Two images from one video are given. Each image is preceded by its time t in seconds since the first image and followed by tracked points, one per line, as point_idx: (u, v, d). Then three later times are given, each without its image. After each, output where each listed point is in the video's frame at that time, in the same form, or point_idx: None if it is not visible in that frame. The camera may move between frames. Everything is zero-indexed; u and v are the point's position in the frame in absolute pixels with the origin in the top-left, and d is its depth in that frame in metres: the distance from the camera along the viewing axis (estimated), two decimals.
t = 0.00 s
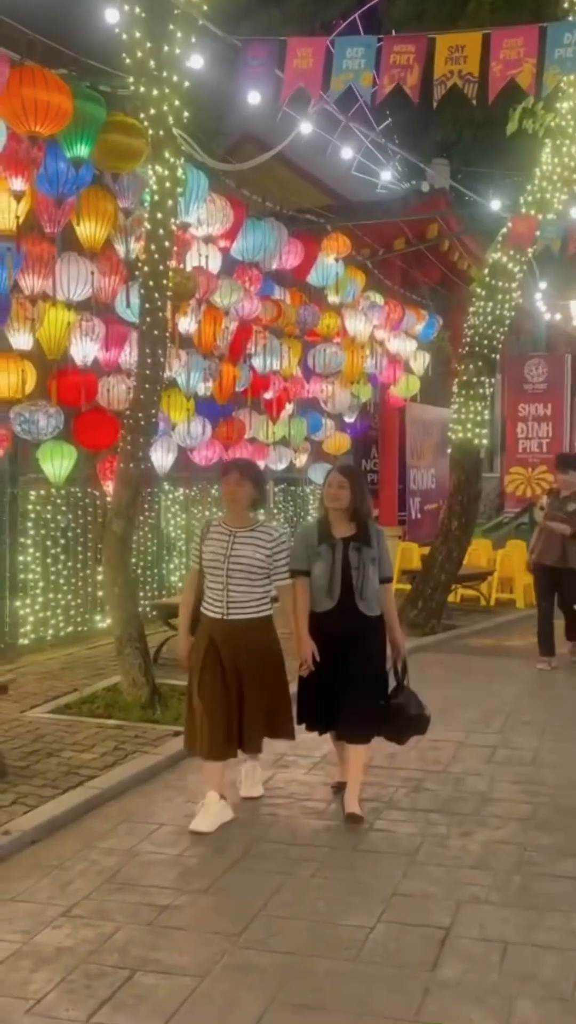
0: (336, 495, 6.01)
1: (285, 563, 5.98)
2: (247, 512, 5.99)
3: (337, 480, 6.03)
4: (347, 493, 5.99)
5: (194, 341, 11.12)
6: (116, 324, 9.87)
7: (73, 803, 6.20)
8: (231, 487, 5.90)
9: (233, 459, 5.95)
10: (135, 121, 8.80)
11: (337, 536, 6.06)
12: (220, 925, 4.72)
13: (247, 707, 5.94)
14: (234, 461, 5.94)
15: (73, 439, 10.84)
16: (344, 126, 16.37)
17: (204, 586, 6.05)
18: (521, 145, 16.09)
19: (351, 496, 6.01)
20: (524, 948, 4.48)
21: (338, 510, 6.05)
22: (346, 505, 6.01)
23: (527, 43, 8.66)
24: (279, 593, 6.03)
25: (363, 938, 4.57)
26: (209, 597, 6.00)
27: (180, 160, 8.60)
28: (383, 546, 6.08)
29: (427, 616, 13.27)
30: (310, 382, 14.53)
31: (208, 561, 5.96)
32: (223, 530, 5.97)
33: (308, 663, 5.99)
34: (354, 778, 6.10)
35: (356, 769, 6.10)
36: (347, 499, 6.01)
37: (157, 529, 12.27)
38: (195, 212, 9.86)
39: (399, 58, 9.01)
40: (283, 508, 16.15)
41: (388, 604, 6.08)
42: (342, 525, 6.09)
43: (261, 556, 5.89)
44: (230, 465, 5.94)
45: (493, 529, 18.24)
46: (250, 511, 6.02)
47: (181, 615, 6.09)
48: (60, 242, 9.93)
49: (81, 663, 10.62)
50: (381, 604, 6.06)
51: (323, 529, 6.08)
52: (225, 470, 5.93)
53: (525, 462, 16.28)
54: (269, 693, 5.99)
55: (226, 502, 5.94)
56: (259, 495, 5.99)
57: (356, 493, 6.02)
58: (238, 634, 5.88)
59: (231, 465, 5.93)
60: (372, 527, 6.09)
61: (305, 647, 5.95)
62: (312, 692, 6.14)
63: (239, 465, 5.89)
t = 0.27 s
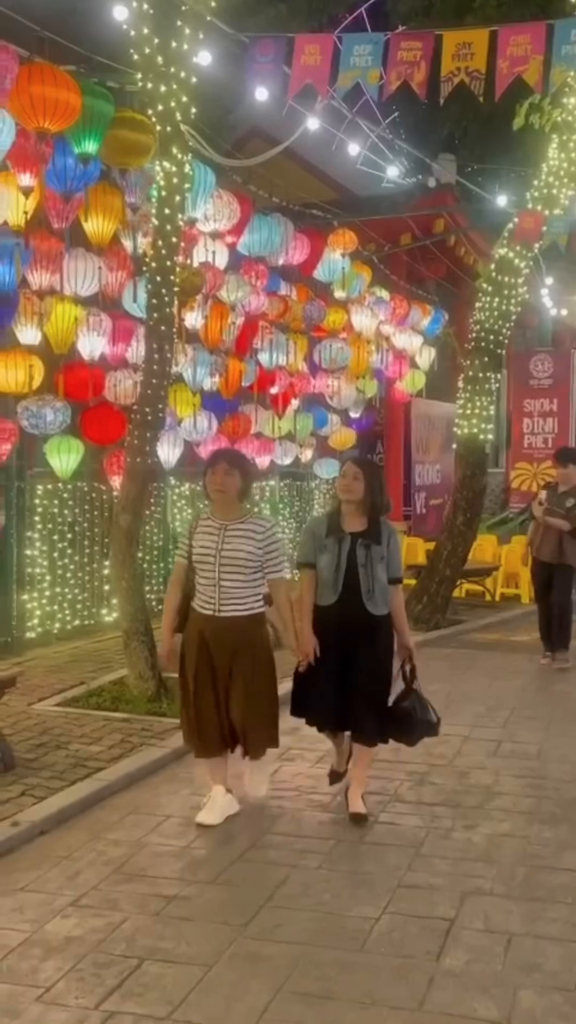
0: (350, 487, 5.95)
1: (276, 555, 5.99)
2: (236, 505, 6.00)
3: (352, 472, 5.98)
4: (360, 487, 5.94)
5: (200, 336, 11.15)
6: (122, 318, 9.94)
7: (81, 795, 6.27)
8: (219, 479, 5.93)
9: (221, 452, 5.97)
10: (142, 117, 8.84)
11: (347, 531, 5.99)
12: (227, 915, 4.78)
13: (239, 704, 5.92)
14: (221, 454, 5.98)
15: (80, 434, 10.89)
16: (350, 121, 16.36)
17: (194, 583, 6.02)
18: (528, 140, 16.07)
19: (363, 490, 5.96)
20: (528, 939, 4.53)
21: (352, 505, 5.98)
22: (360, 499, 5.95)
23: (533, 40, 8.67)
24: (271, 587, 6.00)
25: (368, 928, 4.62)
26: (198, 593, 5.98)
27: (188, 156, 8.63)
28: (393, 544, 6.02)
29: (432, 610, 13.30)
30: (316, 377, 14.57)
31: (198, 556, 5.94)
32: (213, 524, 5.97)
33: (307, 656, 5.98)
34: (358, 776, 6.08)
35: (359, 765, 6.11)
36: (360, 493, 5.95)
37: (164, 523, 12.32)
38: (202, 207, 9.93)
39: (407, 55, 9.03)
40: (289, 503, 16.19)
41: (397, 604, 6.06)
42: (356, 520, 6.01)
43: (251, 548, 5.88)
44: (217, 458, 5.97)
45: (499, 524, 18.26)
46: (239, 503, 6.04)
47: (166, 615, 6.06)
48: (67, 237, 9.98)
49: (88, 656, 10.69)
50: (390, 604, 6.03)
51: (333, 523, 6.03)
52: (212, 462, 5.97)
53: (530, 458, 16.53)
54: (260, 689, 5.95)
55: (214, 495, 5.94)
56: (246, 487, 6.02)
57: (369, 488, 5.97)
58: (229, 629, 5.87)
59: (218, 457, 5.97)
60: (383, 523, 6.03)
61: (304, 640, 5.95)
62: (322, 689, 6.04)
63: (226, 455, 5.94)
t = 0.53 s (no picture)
0: (355, 483, 5.95)
1: (276, 553, 5.94)
2: (236, 503, 5.95)
3: (358, 468, 5.97)
4: (365, 483, 5.93)
5: (208, 334, 11.21)
6: (130, 317, 9.94)
7: (89, 790, 6.31)
8: (218, 477, 5.89)
9: (221, 448, 5.92)
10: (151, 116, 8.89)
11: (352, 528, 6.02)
12: (234, 909, 4.82)
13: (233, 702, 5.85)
14: (221, 451, 5.93)
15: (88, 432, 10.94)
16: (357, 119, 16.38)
17: (194, 581, 6.01)
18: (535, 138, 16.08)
19: (368, 486, 5.96)
20: (533, 934, 4.56)
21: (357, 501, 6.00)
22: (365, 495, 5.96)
23: (540, 39, 8.67)
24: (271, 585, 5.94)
25: (374, 923, 4.66)
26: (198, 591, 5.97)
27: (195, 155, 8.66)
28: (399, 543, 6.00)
29: (438, 608, 13.34)
30: (323, 375, 14.74)
31: (198, 555, 5.93)
32: (212, 522, 5.94)
33: (313, 655, 5.93)
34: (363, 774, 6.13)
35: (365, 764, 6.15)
36: (365, 490, 5.95)
37: (171, 520, 12.38)
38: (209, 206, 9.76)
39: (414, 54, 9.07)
40: (295, 500, 16.23)
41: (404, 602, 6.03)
42: (362, 516, 6.07)
43: (250, 547, 5.84)
44: (217, 455, 5.92)
45: (505, 522, 18.29)
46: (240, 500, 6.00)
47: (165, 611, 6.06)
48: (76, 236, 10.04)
49: (95, 653, 10.73)
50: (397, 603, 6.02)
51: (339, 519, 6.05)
52: (212, 459, 5.92)
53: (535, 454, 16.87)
54: (255, 689, 5.87)
55: (214, 493, 5.91)
56: (246, 485, 5.97)
57: (375, 484, 5.98)
58: (226, 627, 5.83)
59: (217, 454, 5.91)
60: (390, 519, 6.04)
61: (309, 639, 5.93)
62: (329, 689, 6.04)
63: (226, 453, 5.87)
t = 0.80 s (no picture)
0: (367, 484, 5.85)
1: (284, 554, 5.80)
2: (243, 504, 5.79)
3: (371, 469, 5.86)
4: (378, 485, 5.83)
5: (221, 334, 11.20)
6: (142, 316, 9.95)
7: (103, 789, 6.32)
8: (225, 478, 5.68)
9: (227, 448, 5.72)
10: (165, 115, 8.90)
11: (365, 529, 5.94)
12: (247, 908, 4.83)
13: (238, 707, 5.72)
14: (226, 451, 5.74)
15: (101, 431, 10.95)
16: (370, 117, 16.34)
17: (199, 584, 5.86)
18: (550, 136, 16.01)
19: (382, 488, 5.85)
20: (546, 934, 4.54)
21: (371, 503, 5.90)
22: (377, 497, 5.86)
23: (554, 36, 8.61)
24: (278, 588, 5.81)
25: (387, 923, 4.65)
26: (204, 594, 5.83)
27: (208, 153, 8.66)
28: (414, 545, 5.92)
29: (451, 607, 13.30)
30: (336, 374, 14.69)
31: (204, 558, 5.78)
32: (218, 524, 5.79)
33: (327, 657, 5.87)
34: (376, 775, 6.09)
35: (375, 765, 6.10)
36: (378, 492, 5.85)
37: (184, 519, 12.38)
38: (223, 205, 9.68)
39: (428, 51, 9.06)
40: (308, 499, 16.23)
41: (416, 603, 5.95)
42: (375, 518, 5.95)
43: (257, 548, 5.69)
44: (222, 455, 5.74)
45: (519, 521, 18.22)
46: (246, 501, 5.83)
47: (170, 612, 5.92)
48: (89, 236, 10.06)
49: (108, 652, 10.73)
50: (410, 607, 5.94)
51: (353, 520, 5.98)
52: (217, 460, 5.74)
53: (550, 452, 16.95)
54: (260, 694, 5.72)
55: (219, 494, 5.73)
56: (252, 485, 5.79)
57: (389, 486, 5.87)
58: (232, 630, 5.70)
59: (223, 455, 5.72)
60: (404, 521, 5.94)
61: (322, 641, 5.85)
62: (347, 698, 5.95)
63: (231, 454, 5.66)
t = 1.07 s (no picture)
0: (375, 487, 5.64)
1: (288, 557, 5.55)
2: (244, 506, 5.54)
3: (377, 467, 5.68)
4: (385, 485, 5.63)
5: (228, 332, 11.20)
6: (151, 314, 9.95)
7: (111, 787, 6.33)
8: (225, 480, 5.46)
9: (227, 448, 5.50)
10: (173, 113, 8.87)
11: (373, 531, 5.71)
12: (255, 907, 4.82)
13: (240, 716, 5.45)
14: (228, 451, 5.51)
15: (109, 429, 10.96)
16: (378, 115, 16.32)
17: (199, 590, 5.56)
18: (558, 133, 15.97)
19: (389, 488, 5.65)
20: (556, 934, 4.53)
21: (378, 504, 5.69)
22: (385, 498, 5.64)
23: (564, 34, 8.56)
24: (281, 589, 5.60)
25: (396, 922, 4.64)
26: (205, 599, 5.54)
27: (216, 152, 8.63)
28: (421, 546, 5.73)
29: (460, 606, 13.29)
30: (344, 372, 14.68)
31: (204, 563, 5.49)
32: (219, 526, 5.51)
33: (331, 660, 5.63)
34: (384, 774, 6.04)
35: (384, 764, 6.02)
36: (386, 492, 5.64)
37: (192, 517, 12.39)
38: (231, 203, 9.76)
39: (436, 49, 9.02)
40: (316, 497, 16.23)
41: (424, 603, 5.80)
42: (382, 521, 5.73)
43: (261, 552, 5.43)
44: (223, 456, 5.50)
45: (528, 519, 18.19)
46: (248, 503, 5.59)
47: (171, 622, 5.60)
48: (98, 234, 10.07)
49: (116, 650, 10.76)
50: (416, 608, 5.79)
51: (360, 523, 5.74)
52: (218, 461, 5.50)
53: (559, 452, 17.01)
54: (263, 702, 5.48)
55: (220, 496, 5.48)
56: (254, 486, 5.56)
57: (396, 487, 5.66)
58: (235, 635, 5.43)
59: (224, 455, 5.48)
60: (413, 523, 5.73)
61: (326, 645, 5.62)
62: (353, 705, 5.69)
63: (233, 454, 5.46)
